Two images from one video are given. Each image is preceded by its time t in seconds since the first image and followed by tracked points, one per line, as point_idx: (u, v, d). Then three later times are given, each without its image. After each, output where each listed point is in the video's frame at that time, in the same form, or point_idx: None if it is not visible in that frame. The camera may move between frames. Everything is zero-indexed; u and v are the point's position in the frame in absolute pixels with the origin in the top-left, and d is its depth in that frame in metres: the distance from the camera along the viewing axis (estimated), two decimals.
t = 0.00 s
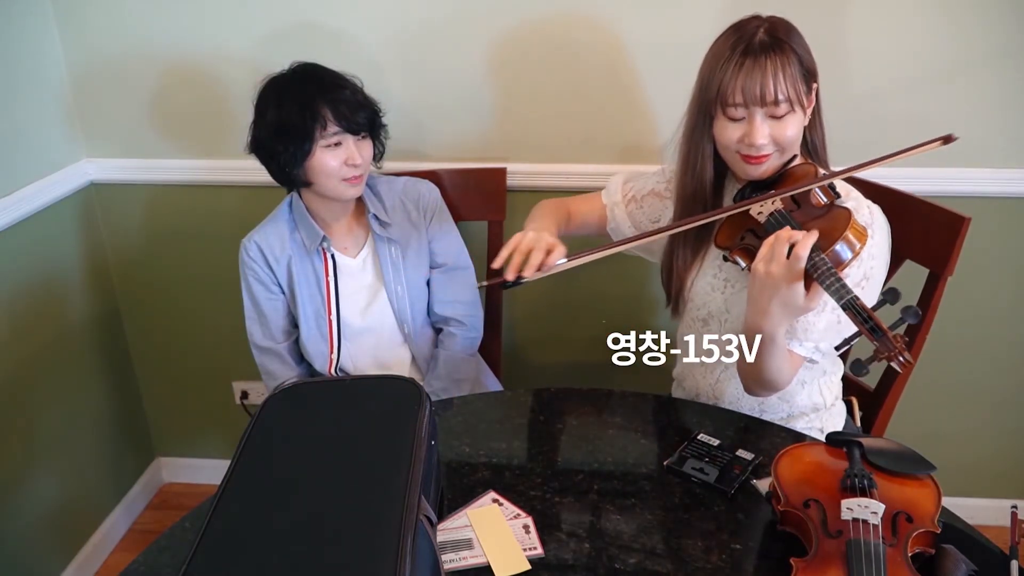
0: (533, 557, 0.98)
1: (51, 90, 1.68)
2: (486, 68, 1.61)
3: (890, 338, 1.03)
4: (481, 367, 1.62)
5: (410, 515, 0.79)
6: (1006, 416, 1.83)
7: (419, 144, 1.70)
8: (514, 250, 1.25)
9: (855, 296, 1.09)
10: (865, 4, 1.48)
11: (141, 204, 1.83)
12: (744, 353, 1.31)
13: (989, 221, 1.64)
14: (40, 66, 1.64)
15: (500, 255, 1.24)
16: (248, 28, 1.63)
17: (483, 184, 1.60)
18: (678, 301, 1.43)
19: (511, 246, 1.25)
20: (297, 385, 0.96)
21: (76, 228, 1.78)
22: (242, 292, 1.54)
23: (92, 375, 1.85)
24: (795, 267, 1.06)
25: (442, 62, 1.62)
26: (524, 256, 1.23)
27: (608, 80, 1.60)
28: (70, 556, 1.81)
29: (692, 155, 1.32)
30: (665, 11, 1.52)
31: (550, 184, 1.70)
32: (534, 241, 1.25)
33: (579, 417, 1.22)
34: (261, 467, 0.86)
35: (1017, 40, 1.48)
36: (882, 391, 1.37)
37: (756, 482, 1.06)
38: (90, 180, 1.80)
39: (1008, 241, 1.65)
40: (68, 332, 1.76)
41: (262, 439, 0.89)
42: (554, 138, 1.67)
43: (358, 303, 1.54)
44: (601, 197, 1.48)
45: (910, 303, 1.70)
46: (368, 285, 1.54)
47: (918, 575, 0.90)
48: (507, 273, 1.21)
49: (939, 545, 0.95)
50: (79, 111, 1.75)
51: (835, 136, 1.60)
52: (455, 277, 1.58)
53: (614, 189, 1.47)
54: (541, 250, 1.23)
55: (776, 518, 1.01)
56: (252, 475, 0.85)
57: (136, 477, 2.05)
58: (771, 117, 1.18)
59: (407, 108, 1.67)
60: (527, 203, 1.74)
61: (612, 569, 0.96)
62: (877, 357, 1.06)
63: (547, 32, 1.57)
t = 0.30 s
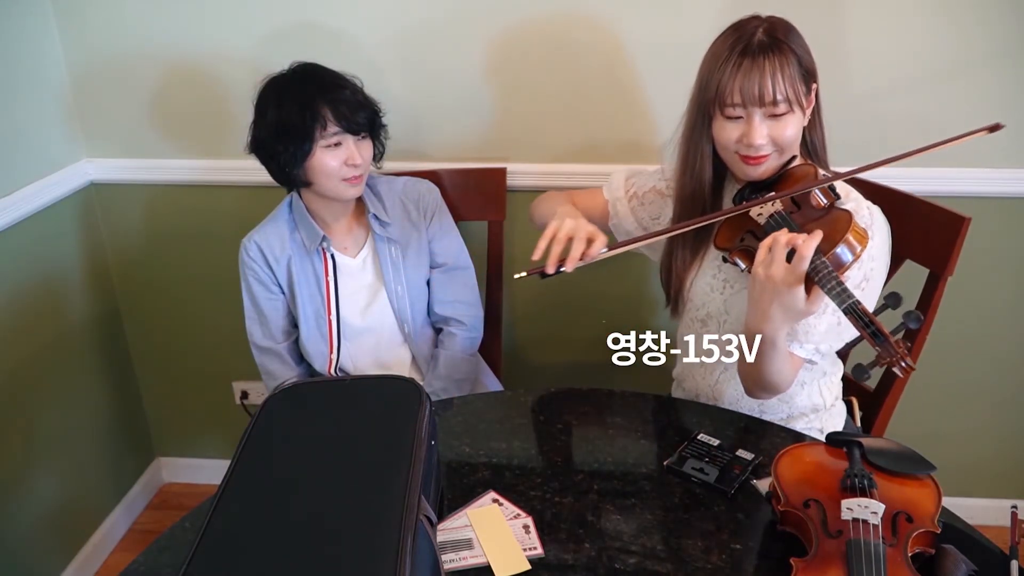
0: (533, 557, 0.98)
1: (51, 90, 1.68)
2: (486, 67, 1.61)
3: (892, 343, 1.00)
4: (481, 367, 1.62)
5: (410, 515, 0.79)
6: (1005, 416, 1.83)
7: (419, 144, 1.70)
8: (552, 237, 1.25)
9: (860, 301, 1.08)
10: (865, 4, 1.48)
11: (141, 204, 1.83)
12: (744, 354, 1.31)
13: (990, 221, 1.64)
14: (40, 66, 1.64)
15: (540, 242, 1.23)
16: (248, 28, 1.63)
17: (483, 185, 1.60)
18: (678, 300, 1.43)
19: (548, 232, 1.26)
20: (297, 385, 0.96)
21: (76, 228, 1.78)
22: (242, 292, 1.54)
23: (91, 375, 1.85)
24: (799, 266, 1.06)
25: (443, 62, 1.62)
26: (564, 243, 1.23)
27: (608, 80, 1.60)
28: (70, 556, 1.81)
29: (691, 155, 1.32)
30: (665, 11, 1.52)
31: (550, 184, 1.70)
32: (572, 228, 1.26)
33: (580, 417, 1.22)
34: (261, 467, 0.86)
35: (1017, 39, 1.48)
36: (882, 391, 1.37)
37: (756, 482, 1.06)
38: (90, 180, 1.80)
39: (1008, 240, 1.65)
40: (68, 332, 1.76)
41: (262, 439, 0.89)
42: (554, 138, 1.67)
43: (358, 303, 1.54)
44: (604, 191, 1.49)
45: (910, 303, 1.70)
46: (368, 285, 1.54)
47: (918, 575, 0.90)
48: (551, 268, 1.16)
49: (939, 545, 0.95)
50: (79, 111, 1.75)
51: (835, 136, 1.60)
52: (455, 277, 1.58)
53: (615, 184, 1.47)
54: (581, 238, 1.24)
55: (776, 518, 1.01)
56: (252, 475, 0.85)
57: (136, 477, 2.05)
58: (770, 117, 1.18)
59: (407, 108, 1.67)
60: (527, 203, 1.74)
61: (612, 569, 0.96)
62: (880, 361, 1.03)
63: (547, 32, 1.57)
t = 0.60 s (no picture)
0: (532, 557, 0.98)
1: (51, 90, 1.68)
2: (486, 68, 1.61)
3: (892, 346, 1.01)
4: (481, 367, 1.62)
5: (410, 515, 0.79)
6: (1005, 416, 1.83)
7: (419, 144, 1.70)
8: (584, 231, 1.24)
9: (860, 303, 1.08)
10: (865, 4, 1.48)
11: (141, 204, 1.83)
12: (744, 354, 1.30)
13: (990, 221, 1.64)
14: (40, 66, 1.64)
15: (574, 237, 1.22)
16: (248, 28, 1.63)
17: (483, 185, 1.60)
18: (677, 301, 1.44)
19: (581, 225, 1.24)
20: (297, 385, 0.96)
21: (76, 228, 1.78)
22: (242, 292, 1.54)
23: (91, 375, 1.85)
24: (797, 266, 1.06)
25: (443, 62, 1.62)
26: (598, 238, 1.23)
27: (608, 80, 1.60)
28: (70, 556, 1.81)
29: (688, 155, 1.32)
30: (666, 11, 1.52)
31: (550, 184, 1.70)
32: (604, 220, 1.25)
33: (580, 417, 1.22)
34: (261, 467, 0.86)
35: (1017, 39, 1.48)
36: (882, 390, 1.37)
37: (756, 482, 1.06)
38: (90, 180, 1.80)
39: (1008, 240, 1.65)
40: (68, 332, 1.76)
41: (262, 439, 0.89)
42: (554, 138, 1.67)
43: (358, 303, 1.54)
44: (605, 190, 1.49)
45: (910, 303, 1.70)
46: (368, 285, 1.54)
47: (918, 575, 0.90)
48: (586, 261, 1.18)
49: (939, 545, 0.95)
50: (80, 112, 1.75)
51: (835, 136, 1.60)
52: (456, 277, 1.59)
53: (616, 182, 1.47)
54: (613, 232, 1.23)
55: (776, 518, 1.01)
56: (252, 475, 0.85)
57: (136, 477, 2.05)
58: (766, 117, 1.18)
59: (407, 108, 1.67)
60: (527, 203, 1.74)
61: (612, 569, 0.95)
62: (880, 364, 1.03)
63: (547, 32, 1.57)
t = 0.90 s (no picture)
0: (532, 557, 0.98)
1: (51, 90, 1.68)
2: (485, 68, 1.61)
3: (871, 338, 0.98)
4: (481, 367, 1.62)
5: (409, 515, 0.79)
6: (1006, 417, 1.83)
7: (419, 144, 1.70)
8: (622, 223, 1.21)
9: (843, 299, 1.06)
10: (865, 4, 1.48)
11: (141, 204, 1.83)
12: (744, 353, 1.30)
13: (990, 221, 1.64)
14: (40, 66, 1.64)
15: (610, 235, 1.21)
16: (248, 28, 1.63)
17: (483, 185, 1.60)
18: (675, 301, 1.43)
19: (619, 219, 1.22)
20: (297, 385, 0.96)
21: (76, 228, 1.78)
22: (242, 292, 1.54)
23: (91, 375, 1.85)
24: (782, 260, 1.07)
25: (442, 62, 1.62)
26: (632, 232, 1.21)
27: (607, 80, 1.60)
28: (70, 556, 1.81)
29: (679, 156, 1.33)
30: (666, 12, 1.52)
31: (550, 184, 1.70)
32: (641, 212, 1.22)
33: (579, 418, 1.22)
34: (261, 467, 0.86)
35: (1017, 40, 1.48)
36: (882, 390, 1.37)
37: (756, 482, 1.06)
38: (90, 180, 1.80)
39: (1008, 241, 1.65)
40: (67, 332, 1.76)
41: (262, 439, 0.89)
42: (553, 138, 1.67)
43: (358, 303, 1.54)
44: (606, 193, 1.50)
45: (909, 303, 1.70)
46: (368, 285, 1.54)
47: (918, 575, 0.90)
48: (620, 255, 1.21)
49: (939, 545, 0.95)
50: (80, 112, 1.75)
51: (836, 136, 1.60)
52: (455, 277, 1.59)
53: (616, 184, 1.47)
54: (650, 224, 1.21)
55: (776, 518, 1.01)
56: (252, 475, 0.85)
57: (136, 477, 2.05)
58: (753, 117, 1.18)
59: (406, 109, 1.67)
60: (527, 203, 1.74)
61: (612, 569, 0.95)
62: (863, 360, 1.00)
63: (547, 32, 1.57)
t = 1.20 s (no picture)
0: (532, 557, 0.98)
1: (51, 90, 1.68)
2: (485, 68, 1.61)
3: (848, 331, 1.00)
4: (480, 367, 1.62)
5: (410, 515, 0.79)
6: (1007, 416, 1.82)
7: (418, 144, 1.70)
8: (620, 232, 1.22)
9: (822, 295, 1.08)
10: (865, 4, 1.48)
11: (141, 204, 1.83)
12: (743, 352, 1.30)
13: (989, 221, 1.64)
14: (40, 66, 1.64)
15: (609, 241, 1.22)
16: (248, 28, 1.63)
17: (483, 185, 1.60)
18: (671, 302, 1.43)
19: (615, 227, 1.22)
20: (298, 385, 0.97)
21: (76, 227, 1.78)
22: (242, 292, 1.54)
23: (91, 375, 1.85)
24: (766, 259, 1.07)
25: (442, 62, 1.62)
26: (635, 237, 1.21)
27: (607, 80, 1.60)
28: (70, 556, 1.81)
29: (667, 156, 1.33)
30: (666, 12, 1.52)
31: (550, 184, 1.70)
32: (637, 218, 1.22)
33: (578, 418, 1.22)
34: (260, 467, 0.86)
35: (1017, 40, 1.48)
36: (882, 389, 1.37)
37: (756, 482, 1.06)
38: (90, 180, 1.80)
39: (1008, 241, 1.65)
40: (67, 332, 1.76)
41: (261, 439, 0.89)
42: (553, 138, 1.67)
43: (358, 303, 1.54)
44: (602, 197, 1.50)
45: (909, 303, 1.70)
46: (368, 285, 1.54)
47: (918, 575, 0.90)
48: (625, 261, 1.20)
49: (939, 545, 0.95)
50: (80, 112, 1.75)
51: (835, 136, 1.60)
52: (455, 277, 1.59)
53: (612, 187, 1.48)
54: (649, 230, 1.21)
55: (776, 518, 1.01)
56: (252, 475, 0.85)
57: (136, 477, 2.05)
58: (739, 117, 1.18)
59: (406, 109, 1.67)
60: (527, 202, 1.74)
61: (612, 569, 0.95)
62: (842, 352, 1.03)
63: (547, 32, 1.57)
